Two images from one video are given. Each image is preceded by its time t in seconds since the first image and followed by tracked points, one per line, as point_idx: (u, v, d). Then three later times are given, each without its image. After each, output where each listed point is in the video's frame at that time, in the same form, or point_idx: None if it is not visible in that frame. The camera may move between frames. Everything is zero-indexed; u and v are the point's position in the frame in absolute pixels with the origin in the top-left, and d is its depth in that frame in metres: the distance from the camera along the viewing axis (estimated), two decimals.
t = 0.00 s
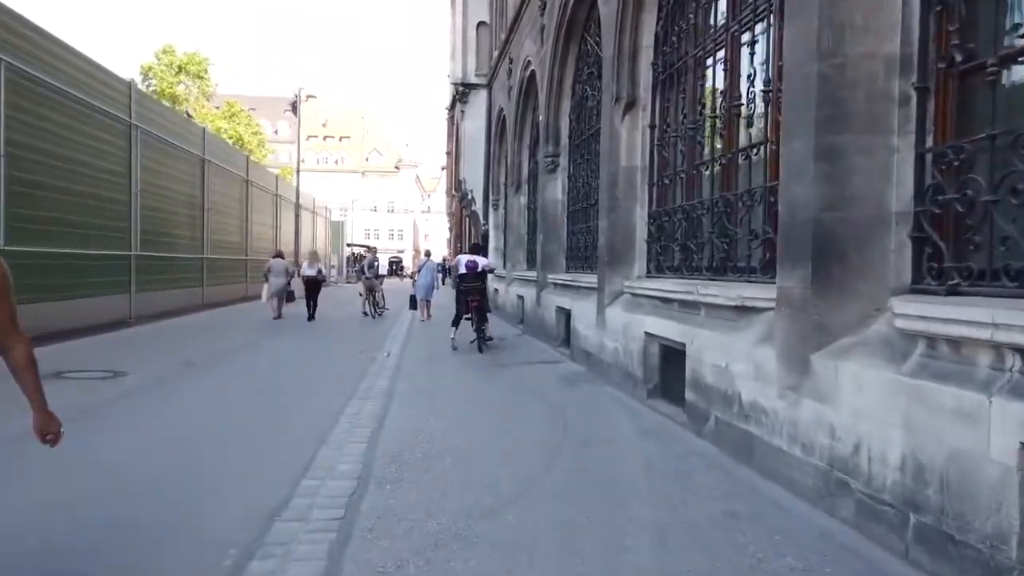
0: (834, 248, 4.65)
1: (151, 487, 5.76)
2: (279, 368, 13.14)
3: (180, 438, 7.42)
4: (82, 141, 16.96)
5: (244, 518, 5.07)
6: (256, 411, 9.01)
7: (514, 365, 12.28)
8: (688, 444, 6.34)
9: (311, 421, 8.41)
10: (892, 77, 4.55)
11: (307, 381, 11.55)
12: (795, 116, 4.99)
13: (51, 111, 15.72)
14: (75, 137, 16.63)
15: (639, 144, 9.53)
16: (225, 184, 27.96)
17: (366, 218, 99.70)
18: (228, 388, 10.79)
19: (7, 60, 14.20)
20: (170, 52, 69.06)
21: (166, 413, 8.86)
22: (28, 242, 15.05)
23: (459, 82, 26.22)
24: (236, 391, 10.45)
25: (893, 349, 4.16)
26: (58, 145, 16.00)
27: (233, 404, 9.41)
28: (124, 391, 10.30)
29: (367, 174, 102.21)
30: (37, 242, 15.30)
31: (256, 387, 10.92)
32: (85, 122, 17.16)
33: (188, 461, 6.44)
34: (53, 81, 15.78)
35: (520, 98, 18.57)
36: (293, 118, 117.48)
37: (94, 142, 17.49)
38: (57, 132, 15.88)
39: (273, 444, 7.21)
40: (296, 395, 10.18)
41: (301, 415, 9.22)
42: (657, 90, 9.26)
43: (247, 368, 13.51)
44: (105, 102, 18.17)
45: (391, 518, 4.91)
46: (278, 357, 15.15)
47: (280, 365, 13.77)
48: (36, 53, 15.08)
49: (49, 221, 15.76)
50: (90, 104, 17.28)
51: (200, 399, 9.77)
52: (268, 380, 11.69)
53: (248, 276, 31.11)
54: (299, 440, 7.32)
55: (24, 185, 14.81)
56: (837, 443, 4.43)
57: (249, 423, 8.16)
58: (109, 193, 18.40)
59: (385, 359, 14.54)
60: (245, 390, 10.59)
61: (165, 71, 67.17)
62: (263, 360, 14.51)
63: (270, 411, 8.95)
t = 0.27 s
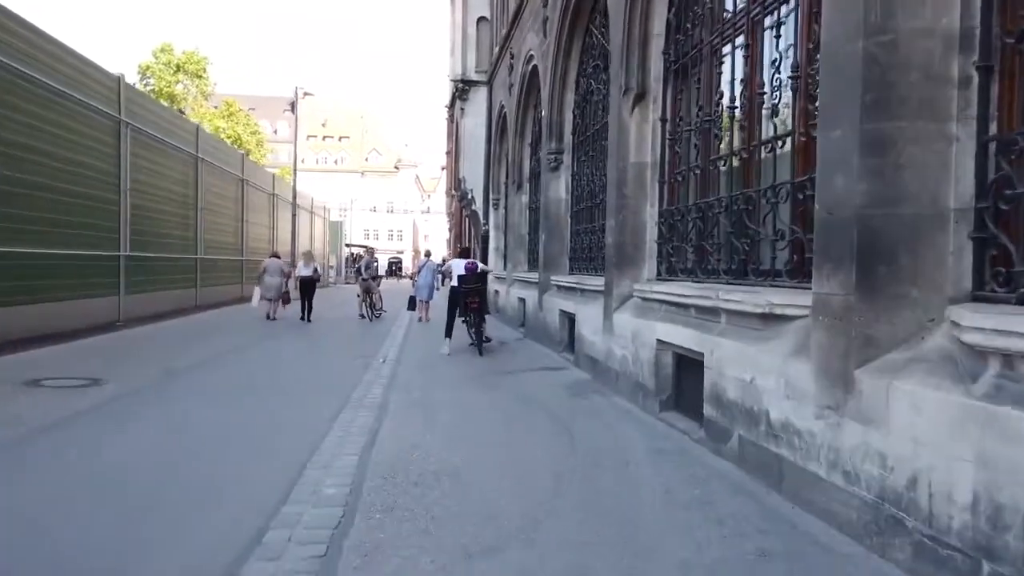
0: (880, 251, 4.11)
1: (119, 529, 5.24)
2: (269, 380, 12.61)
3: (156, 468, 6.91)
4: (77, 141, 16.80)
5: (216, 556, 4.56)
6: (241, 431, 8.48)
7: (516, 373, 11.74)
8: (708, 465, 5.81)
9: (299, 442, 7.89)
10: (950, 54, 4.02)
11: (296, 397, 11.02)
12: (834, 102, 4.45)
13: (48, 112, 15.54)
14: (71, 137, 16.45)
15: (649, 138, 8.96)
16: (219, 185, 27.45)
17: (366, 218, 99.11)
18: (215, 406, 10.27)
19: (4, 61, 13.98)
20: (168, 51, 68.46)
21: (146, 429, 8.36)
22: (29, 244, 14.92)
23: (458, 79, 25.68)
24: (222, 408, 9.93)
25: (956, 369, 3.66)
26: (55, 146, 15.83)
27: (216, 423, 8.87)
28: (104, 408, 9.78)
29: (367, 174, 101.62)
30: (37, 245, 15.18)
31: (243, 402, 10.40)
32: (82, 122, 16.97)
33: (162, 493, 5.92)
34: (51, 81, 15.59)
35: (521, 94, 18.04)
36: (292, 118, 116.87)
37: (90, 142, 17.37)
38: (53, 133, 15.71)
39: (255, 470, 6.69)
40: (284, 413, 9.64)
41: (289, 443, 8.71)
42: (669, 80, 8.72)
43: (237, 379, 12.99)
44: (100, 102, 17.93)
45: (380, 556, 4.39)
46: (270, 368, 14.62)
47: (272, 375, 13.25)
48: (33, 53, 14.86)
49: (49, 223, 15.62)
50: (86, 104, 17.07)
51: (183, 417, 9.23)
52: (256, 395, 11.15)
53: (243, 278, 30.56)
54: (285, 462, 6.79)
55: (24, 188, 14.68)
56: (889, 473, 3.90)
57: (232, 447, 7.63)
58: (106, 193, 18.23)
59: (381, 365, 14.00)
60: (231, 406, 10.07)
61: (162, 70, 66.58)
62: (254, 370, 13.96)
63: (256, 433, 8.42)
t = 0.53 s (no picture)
0: (940, 239, 3.83)
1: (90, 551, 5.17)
2: (256, 388, 12.06)
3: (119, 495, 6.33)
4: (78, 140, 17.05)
5: None
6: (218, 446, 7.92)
7: (515, 378, 11.21)
8: (726, 483, 5.28)
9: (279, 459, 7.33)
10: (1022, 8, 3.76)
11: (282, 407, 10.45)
12: (888, 77, 4.12)
13: (49, 113, 15.77)
14: (72, 138, 16.67)
15: (658, 130, 8.43)
16: (212, 183, 26.92)
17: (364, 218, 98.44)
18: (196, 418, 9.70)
19: (5, 63, 14.21)
20: (164, 50, 67.83)
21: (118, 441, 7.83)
22: (29, 243, 15.16)
23: (456, 75, 25.13)
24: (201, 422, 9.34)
25: None
26: (55, 147, 16.04)
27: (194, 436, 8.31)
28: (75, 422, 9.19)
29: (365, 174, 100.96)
30: (39, 244, 15.46)
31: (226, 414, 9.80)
32: (81, 123, 17.17)
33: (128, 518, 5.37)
34: (53, 83, 15.83)
35: (520, 88, 17.53)
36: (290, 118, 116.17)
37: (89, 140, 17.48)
38: (54, 134, 15.94)
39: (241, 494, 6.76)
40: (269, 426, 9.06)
41: (269, 472, 8.10)
42: (679, 67, 8.15)
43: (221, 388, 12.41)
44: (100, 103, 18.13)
45: None
46: (258, 376, 14.07)
47: (259, 384, 12.70)
48: (33, 54, 15.07)
49: (50, 222, 15.87)
50: (85, 104, 17.25)
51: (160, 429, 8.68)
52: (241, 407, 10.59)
53: (237, 279, 29.97)
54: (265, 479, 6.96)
55: (26, 188, 14.94)
56: (951, 501, 3.48)
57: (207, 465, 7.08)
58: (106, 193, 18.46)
59: (375, 368, 13.43)
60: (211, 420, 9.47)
61: (158, 69, 65.94)
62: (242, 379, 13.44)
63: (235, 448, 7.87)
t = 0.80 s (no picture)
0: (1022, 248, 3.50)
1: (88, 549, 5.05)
2: (248, 395, 11.52)
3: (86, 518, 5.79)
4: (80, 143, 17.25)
5: None
6: (201, 460, 7.38)
7: (518, 386, 10.69)
8: (759, 516, 4.79)
9: (265, 477, 6.77)
10: None
11: (274, 415, 9.90)
12: (964, 59, 3.71)
13: (49, 116, 15.85)
14: (71, 140, 16.76)
15: (672, 125, 7.92)
16: (207, 181, 26.42)
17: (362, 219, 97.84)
18: (181, 428, 9.16)
19: (4, 65, 14.22)
20: (161, 50, 67.27)
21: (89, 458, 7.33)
22: (29, 245, 15.26)
23: (455, 72, 24.60)
24: (185, 433, 8.80)
25: None
26: (54, 149, 16.12)
27: (176, 450, 7.77)
28: (52, 433, 8.64)
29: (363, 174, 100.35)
30: (40, 247, 15.62)
31: (212, 425, 9.26)
32: (81, 125, 17.22)
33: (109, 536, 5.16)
34: (52, 86, 15.91)
35: (521, 86, 17.03)
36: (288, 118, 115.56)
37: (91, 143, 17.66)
38: (53, 136, 16.01)
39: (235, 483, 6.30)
40: (258, 437, 8.53)
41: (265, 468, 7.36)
42: (694, 57, 7.64)
43: (211, 395, 11.88)
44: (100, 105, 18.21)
45: None
46: (251, 381, 13.52)
47: (251, 391, 12.16)
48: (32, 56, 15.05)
49: (50, 225, 16.01)
50: (85, 107, 17.29)
51: (141, 443, 8.14)
52: (231, 414, 10.07)
53: (232, 280, 29.40)
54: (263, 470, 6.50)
55: (27, 191, 15.07)
56: None
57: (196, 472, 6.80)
58: (106, 195, 18.56)
59: (370, 374, 12.90)
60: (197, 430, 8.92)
61: (155, 68, 65.34)
62: (233, 385, 12.89)
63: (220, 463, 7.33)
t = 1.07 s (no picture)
0: None
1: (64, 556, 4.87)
2: (241, 399, 10.94)
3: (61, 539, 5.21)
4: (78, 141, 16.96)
5: None
6: (188, 471, 6.81)
7: (525, 389, 10.18)
8: (812, 547, 4.62)
9: (255, 491, 6.19)
10: None
11: (267, 420, 9.33)
12: None
13: (50, 114, 15.76)
14: (73, 139, 16.67)
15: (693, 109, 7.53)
16: (204, 178, 25.88)
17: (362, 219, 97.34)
18: (169, 434, 8.59)
19: (3, 63, 14.08)
20: (161, 48, 66.74)
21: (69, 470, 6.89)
22: (29, 243, 15.04)
23: (457, 67, 24.07)
24: (175, 439, 8.23)
25: None
26: (55, 147, 16.03)
27: (160, 462, 7.19)
28: (31, 440, 8.11)
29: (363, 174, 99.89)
30: (42, 245, 15.57)
31: (203, 431, 8.68)
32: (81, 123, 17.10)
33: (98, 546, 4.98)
34: (54, 85, 15.81)
35: (525, 79, 16.51)
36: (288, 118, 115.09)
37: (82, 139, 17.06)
38: (54, 134, 15.91)
39: (234, 489, 6.28)
40: (250, 445, 7.97)
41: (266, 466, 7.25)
42: (716, 38, 7.25)
43: (203, 397, 11.32)
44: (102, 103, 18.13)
45: None
46: (245, 384, 12.92)
47: (245, 394, 11.57)
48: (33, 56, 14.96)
49: (51, 224, 15.91)
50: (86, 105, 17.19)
51: (123, 451, 7.57)
52: (223, 418, 9.49)
53: (228, 279, 28.81)
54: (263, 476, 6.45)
55: (29, 189, 14.97)
56: None
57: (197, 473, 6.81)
58: (107, 193, 18.46)
59: (369, 376, 12.43)
60: (186, 436, 8.34)
61: (155, 67, 64.81)
62: (226, 388, 12.30)
63: (209, 474, 6.77)
